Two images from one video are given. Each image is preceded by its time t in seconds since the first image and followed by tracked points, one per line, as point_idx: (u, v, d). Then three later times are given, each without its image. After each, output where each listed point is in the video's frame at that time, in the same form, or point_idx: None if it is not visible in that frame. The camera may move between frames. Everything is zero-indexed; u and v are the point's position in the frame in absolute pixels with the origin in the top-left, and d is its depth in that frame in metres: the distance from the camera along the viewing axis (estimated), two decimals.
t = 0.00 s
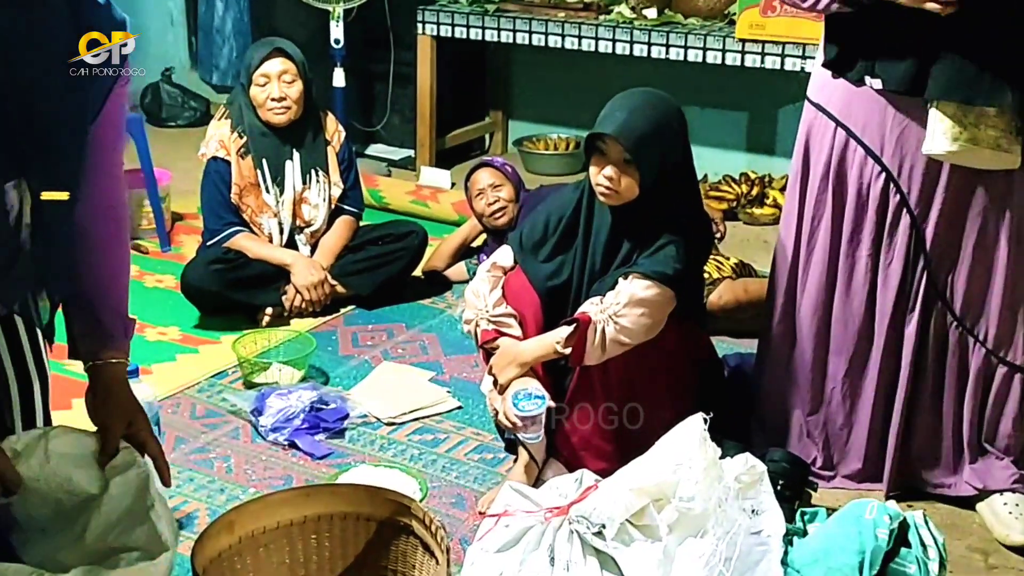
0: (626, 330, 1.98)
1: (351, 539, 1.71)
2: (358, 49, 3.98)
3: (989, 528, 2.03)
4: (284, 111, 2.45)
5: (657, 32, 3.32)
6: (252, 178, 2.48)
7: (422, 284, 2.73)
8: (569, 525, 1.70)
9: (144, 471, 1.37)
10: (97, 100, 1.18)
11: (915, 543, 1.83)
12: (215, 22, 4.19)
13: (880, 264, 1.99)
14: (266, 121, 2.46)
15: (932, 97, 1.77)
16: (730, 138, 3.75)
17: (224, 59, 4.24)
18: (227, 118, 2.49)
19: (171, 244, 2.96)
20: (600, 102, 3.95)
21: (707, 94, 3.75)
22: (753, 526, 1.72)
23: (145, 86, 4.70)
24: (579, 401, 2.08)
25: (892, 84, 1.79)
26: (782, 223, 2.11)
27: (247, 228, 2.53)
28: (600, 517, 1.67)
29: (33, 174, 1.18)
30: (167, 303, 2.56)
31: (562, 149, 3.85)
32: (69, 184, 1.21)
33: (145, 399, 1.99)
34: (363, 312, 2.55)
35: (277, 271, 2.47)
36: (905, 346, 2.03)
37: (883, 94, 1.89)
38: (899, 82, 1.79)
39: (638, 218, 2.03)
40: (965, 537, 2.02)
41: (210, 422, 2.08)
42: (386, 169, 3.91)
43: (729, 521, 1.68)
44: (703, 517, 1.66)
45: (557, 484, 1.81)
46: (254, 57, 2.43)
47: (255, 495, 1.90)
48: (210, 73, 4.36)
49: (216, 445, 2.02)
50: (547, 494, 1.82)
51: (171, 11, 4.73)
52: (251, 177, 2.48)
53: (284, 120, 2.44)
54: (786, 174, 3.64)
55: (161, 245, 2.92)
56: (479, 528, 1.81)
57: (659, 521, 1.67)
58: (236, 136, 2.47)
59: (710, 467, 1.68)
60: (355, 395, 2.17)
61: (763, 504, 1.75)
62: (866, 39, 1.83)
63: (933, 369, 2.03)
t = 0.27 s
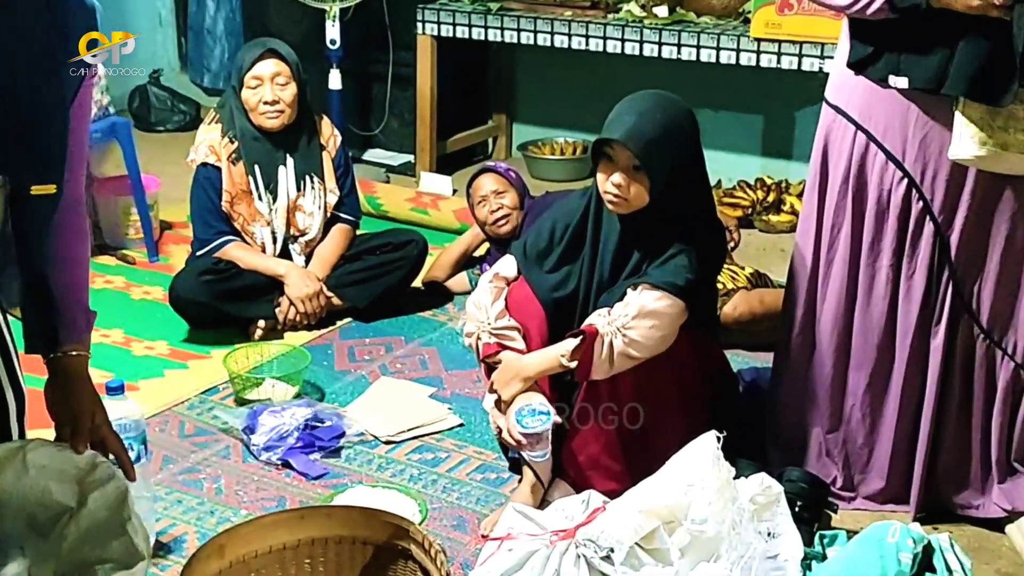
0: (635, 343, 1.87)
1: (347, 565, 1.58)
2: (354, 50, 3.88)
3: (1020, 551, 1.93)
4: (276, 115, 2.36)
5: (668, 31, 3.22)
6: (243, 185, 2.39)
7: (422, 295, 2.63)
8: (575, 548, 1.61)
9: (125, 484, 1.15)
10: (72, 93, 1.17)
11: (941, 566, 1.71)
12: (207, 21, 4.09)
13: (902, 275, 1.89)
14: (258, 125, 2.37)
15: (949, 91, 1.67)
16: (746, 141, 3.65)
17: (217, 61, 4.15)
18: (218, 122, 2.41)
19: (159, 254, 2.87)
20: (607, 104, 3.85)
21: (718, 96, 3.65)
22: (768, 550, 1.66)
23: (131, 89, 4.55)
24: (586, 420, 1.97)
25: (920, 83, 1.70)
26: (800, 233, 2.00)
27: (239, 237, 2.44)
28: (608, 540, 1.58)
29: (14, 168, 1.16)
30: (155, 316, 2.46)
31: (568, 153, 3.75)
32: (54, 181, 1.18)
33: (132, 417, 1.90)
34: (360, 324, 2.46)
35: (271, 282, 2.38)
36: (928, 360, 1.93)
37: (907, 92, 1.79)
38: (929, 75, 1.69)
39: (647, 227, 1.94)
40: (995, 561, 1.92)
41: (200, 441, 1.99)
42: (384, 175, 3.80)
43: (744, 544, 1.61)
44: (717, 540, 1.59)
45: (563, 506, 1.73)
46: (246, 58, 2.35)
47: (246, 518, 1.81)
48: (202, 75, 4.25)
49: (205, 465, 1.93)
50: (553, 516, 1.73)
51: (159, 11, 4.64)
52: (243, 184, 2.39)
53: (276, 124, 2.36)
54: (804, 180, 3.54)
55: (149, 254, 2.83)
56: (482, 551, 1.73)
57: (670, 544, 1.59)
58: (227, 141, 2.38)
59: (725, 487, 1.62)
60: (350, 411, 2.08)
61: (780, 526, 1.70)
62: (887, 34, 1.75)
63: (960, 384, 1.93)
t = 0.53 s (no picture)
0: (642, 357, 1.79)
1: None
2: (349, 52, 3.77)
3: None
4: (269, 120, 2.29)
5: (676, 31, 3.14)
6: (235, 193, 2.32)
7: (421, 305, 2.55)
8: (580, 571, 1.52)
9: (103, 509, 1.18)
10: (56, 83, 1.20)
11: None
12: (197, 22, 4.04)
13: (921, 285, 1.80)
14: (250, 130, 2.30)
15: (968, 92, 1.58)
16: (759, 146, 3.57)
17: (208, 63, 4.09)
18: (209, 127, 2.33)
19: (147, 265, 2.80)
20: (612, 108, 3.77)
21: (728, 99, 3.58)
22: None
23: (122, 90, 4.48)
24: (588, 434, 1.86)
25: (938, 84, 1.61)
26: (814, 242, 1.92)
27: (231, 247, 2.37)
28: (615, 564, 1.49)
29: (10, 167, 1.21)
30: (143, 330, 2.39)
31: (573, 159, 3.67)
32: (43, 173, 1.22)
33: (119, 435, 1.82)
34: (356, 338, 2.38)
35: (264, 293, 2.31)
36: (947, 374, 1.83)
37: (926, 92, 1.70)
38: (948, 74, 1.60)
39: (654, 236, 1.86)
40: None
41: (189, 460, 1.91)
42: (381, 182, 3.71)
43: (756, 569, 1.54)
44: (727, 564, 1.52)
45: (567, 527, 1.67)
46: (237, 60, 2.28)
47: (237, 540, 1.73)
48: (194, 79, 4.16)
49: (195, 485, 1.85)
50: (557, 538, 1.66)
51: (149, 11, 4.54)
52: (234, 192, 2.32)
53: (269, 130, 2.28)
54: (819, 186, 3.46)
55: (137, 266, 2.76)
56: None
57: (680, 567, 1.50)
58: (217, 147, 2.31)
59: (736, 509, 1.56)
60: (346, 428, 2.00)
61: (794, 549, 1.60)
62: (901, 31, 1.66)
63: (982, 400, 1.84)
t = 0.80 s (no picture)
0: (649, 366, 1.71)
1: None
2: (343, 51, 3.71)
3: None
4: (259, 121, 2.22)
5: (685, 27, 3.06)
6: (224, 197, 2.25)
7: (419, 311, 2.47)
8: None
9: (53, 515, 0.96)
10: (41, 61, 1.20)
11: None
12: (186, 17, 3.95)
13: (938, 291, 1.72)
14: (240, 131, 2.23)
15: (997, 87, 1.48)
16: (772, 147, 3.49)
17: (197, 60, 4.01)
18: (197, 129, 2.26)
19: (133, 272, 2.72)
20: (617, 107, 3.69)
21: (738, 98, 3.49)
22: None
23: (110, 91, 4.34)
24: (595, 450, 1.78)
25: (960, 79, 1.52)
26: (826, 246, 1.82)
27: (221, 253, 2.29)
28: None
29: None
30: (127, 340, 2.31)
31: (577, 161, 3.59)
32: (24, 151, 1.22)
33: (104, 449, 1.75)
34: (350, 348, 2.31)
35: (256, 301, 2.23)
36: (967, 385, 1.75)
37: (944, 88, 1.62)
38: (971, 68, 1.51)
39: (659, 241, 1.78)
40: None
41: (176, 475, 1.83)
42: (376, 185, 3.63)
43: None
44: None
45: (571, 545, 1.62)
46: (227, 59, 2.21)
47: (227, 559, 1.65)
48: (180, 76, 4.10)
49: (182, 501, 1.77)
50: (559, 556, 1.61)
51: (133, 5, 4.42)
52: (223, 196, 2.26)
53: (259, 130, 2.22)
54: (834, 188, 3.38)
55: (122, 273, 2.67)
56: None
57: None
58: (206, 148, 2.24)
59: (746, 525, 1.46)
60: (341, 442, 1.92)
61: (808, 569, 1.50)
62: (919, 22, 1.57)
63: (1004, 411, 1.75)
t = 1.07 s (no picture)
0: (660, 378, 1.62)
1: None
2: (336, 46, 3.60)
3: None
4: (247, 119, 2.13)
5: (696, 19, 2.94)
6: (211, 200, 2.16)
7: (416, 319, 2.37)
8: None
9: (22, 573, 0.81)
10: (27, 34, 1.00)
11: None
12: (172, 14, 3.80)
13: (964, 297, 1.59)
14: (227, 131, 2.14)
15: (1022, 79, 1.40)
16: (789, 146, 3.38)
17: (184, 57, 3.83)
18: (182, 129, 2.17)
19: (115, 280, 2.63)
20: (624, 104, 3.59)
21: (754, 96, 3.40)
22: None
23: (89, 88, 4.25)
24: (603, 468, 1.68)
25: (983, 73, 1.44)
26: (846, 252, 1.70)
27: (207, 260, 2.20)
28: None
29: None
30: (108, 352, 2.22)
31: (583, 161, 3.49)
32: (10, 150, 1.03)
33: (83, 467, 1.66)
34: (344, 359, 2.22)
35: (246, 310, 2.15)
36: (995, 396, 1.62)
37: (973, 82, 1.50)
38: (993, 61, 1.43)
39: (666, 245, 1.69)
40: None
41: (160, 494, 1.74)
42: (371, 187, 3.54)
43: None
44: None
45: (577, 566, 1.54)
46: (213, 55, 2.12)
47: None
48: (167, 75, 3.93)
49: (166, 522, 1.68)
50: None
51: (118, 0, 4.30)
52: (210, 199, 2.16)
53: (247, 130, 2.13)
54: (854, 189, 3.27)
55: (103, 280, 2.58)
56: None
57: None
58: (191, 149, 2.15)
59: (762, 547, 1.36)
60: (335, 459, 1.83)
61: None
62: (945, 11, 1.48)
63: None
